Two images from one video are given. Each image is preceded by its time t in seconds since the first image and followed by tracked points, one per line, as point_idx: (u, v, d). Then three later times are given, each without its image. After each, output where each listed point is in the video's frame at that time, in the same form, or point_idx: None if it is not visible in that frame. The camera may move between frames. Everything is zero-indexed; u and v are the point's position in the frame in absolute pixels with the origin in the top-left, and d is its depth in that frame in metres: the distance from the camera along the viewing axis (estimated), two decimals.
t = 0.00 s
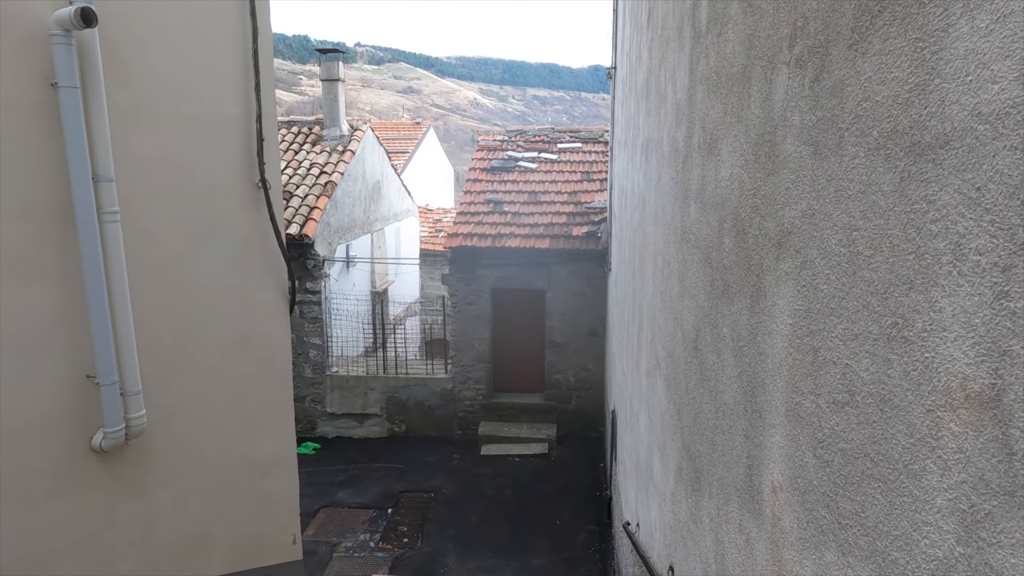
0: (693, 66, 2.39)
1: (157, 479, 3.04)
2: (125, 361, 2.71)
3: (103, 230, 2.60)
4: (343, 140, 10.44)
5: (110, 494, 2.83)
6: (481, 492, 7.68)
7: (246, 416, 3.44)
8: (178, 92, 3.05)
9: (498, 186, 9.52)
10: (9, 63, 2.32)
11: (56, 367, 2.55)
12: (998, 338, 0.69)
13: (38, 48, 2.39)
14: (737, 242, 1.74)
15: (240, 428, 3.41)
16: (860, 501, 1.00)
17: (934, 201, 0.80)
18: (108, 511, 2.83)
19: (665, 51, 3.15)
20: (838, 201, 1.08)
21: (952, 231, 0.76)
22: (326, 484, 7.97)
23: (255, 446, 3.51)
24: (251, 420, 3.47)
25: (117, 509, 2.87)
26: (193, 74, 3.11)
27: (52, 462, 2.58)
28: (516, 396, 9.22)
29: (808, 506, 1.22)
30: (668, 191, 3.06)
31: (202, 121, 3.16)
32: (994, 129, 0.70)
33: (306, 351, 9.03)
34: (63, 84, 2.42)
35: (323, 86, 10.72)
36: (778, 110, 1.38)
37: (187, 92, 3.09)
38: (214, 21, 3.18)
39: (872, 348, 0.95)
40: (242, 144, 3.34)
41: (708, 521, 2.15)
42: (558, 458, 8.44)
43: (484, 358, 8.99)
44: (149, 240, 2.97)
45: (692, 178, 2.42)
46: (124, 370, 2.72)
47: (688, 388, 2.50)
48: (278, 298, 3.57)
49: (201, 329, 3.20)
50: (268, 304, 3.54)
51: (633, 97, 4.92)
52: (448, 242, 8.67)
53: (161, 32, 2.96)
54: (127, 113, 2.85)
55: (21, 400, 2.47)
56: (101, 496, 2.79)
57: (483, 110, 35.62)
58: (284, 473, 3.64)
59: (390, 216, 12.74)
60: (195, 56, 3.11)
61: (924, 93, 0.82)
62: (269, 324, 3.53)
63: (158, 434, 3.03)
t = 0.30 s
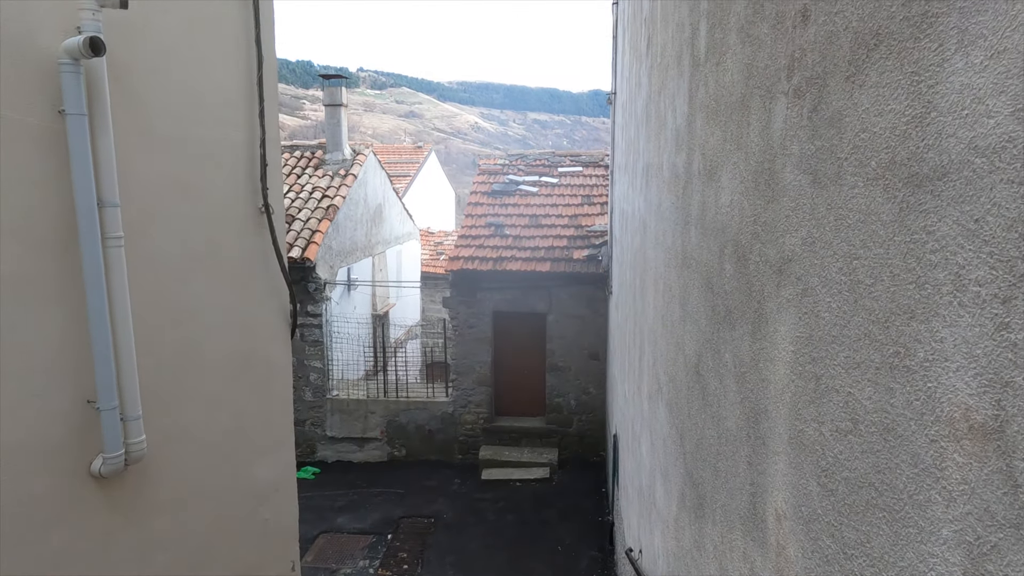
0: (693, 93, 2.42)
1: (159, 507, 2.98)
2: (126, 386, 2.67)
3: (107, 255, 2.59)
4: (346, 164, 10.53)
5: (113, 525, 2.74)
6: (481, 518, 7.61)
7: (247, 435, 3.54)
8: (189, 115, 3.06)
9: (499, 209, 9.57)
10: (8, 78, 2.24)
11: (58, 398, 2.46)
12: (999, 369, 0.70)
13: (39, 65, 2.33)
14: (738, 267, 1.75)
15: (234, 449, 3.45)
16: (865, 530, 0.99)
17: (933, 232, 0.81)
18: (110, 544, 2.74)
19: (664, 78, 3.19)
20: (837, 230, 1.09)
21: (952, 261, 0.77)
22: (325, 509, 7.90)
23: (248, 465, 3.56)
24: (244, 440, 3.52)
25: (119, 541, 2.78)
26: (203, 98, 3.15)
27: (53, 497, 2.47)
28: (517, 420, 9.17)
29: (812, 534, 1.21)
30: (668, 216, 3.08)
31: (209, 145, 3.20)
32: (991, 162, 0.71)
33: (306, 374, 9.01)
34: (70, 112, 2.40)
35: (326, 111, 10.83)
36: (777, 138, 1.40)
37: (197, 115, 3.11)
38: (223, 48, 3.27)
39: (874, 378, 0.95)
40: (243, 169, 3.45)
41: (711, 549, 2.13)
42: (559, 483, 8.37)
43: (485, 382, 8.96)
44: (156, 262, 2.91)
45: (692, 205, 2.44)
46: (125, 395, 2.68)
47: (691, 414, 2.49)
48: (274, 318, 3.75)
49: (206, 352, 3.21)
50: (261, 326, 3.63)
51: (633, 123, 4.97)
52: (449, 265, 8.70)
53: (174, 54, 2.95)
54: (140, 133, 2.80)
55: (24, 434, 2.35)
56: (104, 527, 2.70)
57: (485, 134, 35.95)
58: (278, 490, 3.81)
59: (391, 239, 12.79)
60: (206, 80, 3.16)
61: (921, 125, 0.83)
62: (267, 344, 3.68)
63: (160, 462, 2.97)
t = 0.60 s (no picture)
0: (693, 119, 2.44)
1: (159, 532, 2.95)
2: (128, 411, 2.66)
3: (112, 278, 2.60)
4: (349, 188, 10.61)
5: (112, 551, 2.71)
6: (483, 544, 7.53)
7: (247, 460, 3.52)
8: (193, 140, 3.09)
9: (501, 233, 9.61)
10: (16, 100, 2.26)
11: (58, 421, 2.45)
12: (1002, 396, 0.70)
13: (43, 82, 2.34)
14: (740, 292, 1.76)
15: (235, 474, 3.44)
16: (871, 559, 0.98)
17: (933, 258, 0.81)
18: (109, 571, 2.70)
19: (665, 104, 3.22)
20: (838, 257, 1.10)
21: (953, 289, 0.77)
22: (325, 535, 7.82)
23: (249, 489, 3.56)
24: (246, 464, 3.52)
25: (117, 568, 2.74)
26: (207, 123, 3.18)
27: (51, 522, 2.44)
28: (519, 444, 9.11)
29: (818, 563, 1.20)
30: (670, 241, 3.09)
31: (212, 169, 3.22)
32: (989, 192, 0.72)
33: (308, 398, 8.98)
34: (78, 138, 2.42)
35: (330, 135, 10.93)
36: (778, 164, 1.41)
37: (201, 139, 3.14)
38: (228, 74, 3.31)
39: (878, 404, 0.95)
40: (247, 193, 3.47)
41: None
42: (562, 508, 8.28)
43: (487, 406, 8.92)
44: (157, 285, 2.91)
45: (694, 229, 2.45)
46: (126, 419, 2.66)
47: (694, 440, 2.48)
48: (277, 343, 3.75)
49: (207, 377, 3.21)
50: (264, 349, 3.64)
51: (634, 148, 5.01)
52: (451, 289, 8.72)
53: (178, 79, 2.98)
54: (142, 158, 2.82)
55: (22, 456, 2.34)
56: (102, 553, 2.67)
57: (487, 158, 36.24)
58: (277, 516, 3.78)
59: (393, 262, 12.83)
60: (211, 105, 3.19)
61: (920, 154, 0.84)
62: (269, 369, 3.68)
63: (160, 487, 2.95)
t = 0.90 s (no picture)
0: (695, 143, 2.46)
1: (158, 557, 2.92)
2: (129, 433, 2.64)
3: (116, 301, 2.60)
4: (352, 210, 10.67)
5: None
6: (485, 568, 7.44)
7: (247, 483, 3.50)
8: (201, 164, 3.12)
9: (504, 254, 9.63)
10: (25, 121, 2.28)
11: (59, 443, 2.44)
12: (1009, 423, 0.69)
13: (47, 96, 2.35)
14: (743, 315, 1.76)
15: (235, 497, 3.41)
16: None
17: (937, 285, 0.82)
18: None
19: (666, 128, 3.25)
20: (841, 282, 1.10)
21: (958, 315, 0.77)
22: (326, 559, 7.73)
23: (251, 512, 3.54)
24: (246, 487, 3.50)
25: None
26: (214, 147, 3.22)
27: (50, 546, 2.42)
28: (522, 467, 9.04)
29: None
30: (672, 263, 3.10)
31: (219, 193, 3.25)
32: (991, 219, 0.72)
33: (309, 420, 8.94)
34: (86, 161, 2.44)
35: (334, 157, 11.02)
36: (779, 190, 1.42)
37: (209, 163, 3.18)
38: (235, 98, 3.36)
39: (884, 431, 0.95)
40: (253, 215, 3.51)
41: None
42: (565, 532, 8.19)
43: (489, 428, 8.87)
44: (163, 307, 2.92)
45: (696, 252, 2.46)
46: (127, 442, 2.64)
47: (698, 463, 2.46)
48: (278, 365, 3.76)
49: (209, 399, 3.20)
50: (266, 371, 3.66)
51: (635, 171, 5.05)
52: (453, 310, 8.72)
53: (187, 103, 3.02)
54: (150, 181, 2.84)
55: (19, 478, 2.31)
56: None
57: (489, 180, 36.46)
58: (276, 540, 3.74)
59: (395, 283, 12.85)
60: (218, 129, 3.23)
61: (921, 181, 0.85)
62: (269, 391, 3.67)
63: (160, 511, 2.92)
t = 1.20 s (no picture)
0: (697, 164, 2.48)
1: None
2: (132, 454, 2.62)
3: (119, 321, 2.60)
4: (355, 229, 10.72)
5: None
6: None
7: (248, 505, 3.48)
8: (205, 184, 3.15)
9: (506, 274, 9.65)
10: (29, 137, 2.28)
11: (60, 465, 2.42)
12: (1013, 448, 0.69)
13: (49, 107, 2.35)
14: (746, 336, 1.76)
15: (236, 519, 3.39)
16: None
17: (939, 308, 0.82)
18: None
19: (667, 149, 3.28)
20: (844, 305, 1.10)
21: (961, 339, 0.78)
22: None
23: (252, 534, 3.51)
24: (247, 509, 3.48)
25: None
26: (220, 168, 3.25)
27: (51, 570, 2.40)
28: (524, 487, 8.98)
29: None
30: (675, 283, 3.11)
31: (223, 213, 3.28)
32: (992, 245, 0.73)
33: (311, 440, 8.90)
34: (93, 183, 2.45)
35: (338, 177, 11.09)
36: (781, 212, 1.44)
37: (214, 183, 3.20)
38: (240, 120, 3.39)
39: (890, 454, 0.94)
40: (256, 235, 3.53)
41: None
42: (568, 553, 8.11)
43: (491, 448, 8.82)
44: (167, 327, 2.92)
45: (699, 272, 2.46)
46: (130, 463, 2.62)
47: (703, 485, 2.44)
48: (280, 385, 3.76)
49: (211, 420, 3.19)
50: (267, 391, 3.66)
51: (638, 191, 5.07)
52: (456, 329, 8.71)
53: (192, 124, 3.05)
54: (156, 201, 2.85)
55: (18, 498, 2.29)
56: None
57: (492, 198, 36.65)
58: (276, 562, 3.71)
59: (398, 302, 12.86)
60: (223, 149, 3.26)
61: (921, 207, 0.86)
62: (270, 411, 3.68)
63: (161, 532, 2.90)
